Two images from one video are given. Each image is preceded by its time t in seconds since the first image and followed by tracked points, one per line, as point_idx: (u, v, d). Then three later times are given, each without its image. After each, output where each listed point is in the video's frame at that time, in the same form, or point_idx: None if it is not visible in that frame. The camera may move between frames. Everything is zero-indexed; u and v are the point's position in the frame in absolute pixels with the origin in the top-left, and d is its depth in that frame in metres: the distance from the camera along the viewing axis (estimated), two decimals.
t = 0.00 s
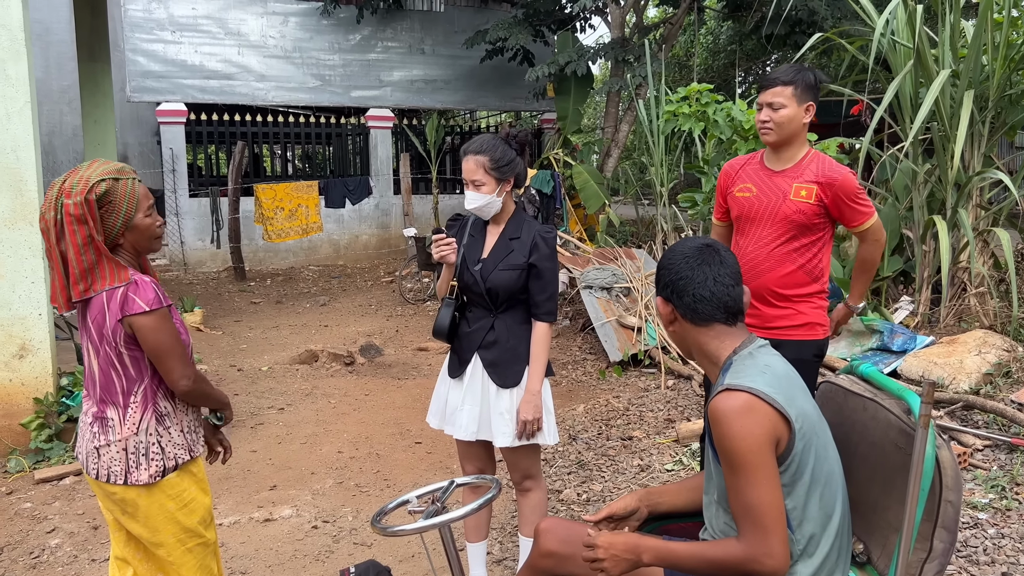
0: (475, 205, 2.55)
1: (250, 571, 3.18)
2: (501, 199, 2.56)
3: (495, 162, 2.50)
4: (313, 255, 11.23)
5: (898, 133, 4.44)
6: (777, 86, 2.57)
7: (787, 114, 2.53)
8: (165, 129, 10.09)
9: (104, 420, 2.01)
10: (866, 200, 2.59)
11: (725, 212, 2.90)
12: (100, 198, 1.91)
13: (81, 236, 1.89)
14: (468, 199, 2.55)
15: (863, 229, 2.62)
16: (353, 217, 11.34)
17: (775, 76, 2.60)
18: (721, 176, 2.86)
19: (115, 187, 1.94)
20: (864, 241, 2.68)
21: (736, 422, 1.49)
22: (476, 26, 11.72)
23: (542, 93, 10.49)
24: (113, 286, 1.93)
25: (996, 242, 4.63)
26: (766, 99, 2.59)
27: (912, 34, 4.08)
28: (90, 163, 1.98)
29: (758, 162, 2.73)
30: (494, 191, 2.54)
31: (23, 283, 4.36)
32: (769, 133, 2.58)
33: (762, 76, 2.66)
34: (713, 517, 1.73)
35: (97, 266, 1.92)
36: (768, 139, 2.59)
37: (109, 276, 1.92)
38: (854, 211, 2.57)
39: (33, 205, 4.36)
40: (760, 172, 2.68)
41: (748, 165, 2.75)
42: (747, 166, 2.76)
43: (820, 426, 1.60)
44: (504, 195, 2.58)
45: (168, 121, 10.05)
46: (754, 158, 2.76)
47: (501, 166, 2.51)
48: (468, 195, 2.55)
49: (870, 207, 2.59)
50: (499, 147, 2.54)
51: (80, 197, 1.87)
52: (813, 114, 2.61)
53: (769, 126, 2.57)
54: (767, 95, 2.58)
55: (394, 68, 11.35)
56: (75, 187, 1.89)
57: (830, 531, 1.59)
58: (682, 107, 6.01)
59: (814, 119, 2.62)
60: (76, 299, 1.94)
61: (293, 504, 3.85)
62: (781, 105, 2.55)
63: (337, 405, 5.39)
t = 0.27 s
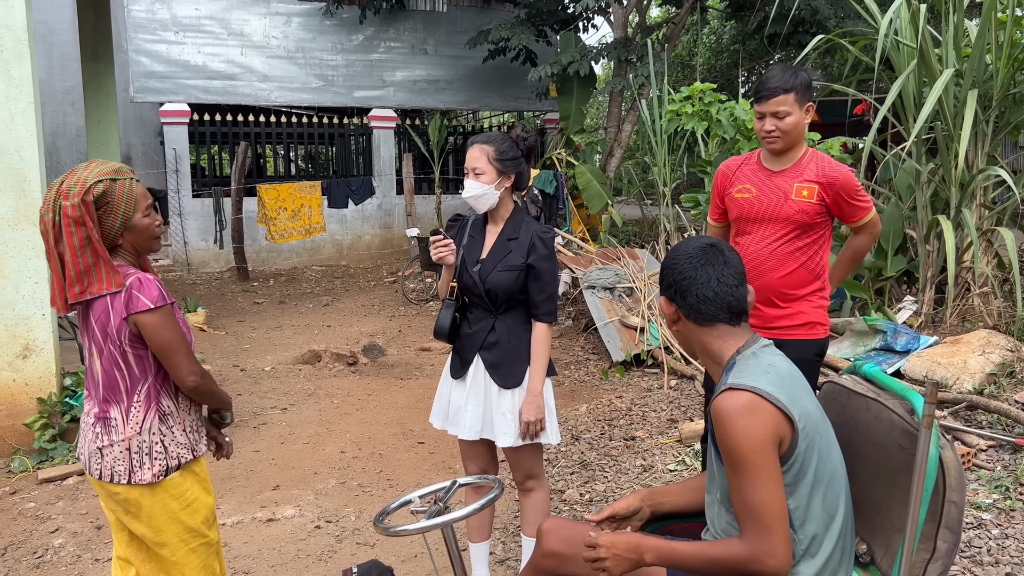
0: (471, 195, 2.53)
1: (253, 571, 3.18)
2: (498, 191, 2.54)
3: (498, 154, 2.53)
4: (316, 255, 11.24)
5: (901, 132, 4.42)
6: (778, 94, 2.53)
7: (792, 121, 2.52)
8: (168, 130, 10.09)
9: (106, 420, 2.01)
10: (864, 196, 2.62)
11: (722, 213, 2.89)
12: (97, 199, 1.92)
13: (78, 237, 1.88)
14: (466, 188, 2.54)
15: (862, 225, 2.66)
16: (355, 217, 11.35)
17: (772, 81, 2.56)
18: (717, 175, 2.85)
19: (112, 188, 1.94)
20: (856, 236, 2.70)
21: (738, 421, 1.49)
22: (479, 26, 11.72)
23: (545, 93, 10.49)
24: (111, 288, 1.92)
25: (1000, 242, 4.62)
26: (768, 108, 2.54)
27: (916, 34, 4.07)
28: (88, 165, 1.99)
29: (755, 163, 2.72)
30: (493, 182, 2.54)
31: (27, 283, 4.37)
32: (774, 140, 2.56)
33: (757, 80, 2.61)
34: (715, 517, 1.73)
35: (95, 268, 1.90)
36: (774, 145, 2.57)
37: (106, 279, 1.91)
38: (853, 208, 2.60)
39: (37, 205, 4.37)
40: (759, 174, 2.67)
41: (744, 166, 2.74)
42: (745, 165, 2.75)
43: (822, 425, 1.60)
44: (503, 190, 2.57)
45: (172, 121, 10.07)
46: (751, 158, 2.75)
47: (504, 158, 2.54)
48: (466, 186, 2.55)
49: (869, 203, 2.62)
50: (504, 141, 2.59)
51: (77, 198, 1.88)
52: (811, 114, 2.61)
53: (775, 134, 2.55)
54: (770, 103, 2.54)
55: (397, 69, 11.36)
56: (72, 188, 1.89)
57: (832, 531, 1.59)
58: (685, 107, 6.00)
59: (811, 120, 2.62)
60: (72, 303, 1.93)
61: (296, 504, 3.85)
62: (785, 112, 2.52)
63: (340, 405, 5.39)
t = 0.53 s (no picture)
0: (470, 197, 2.53)
1: (256, 570, 3.18)
2: (497, 193, 2.55)
3: (496, 155, 2.53)
4: (318, 254, 11.25)
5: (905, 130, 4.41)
6: (769, 101, 2.51)
7: (785, 127, 2.52)
8: (171, 129, 10.11)
9: (108, 421, 2.01)
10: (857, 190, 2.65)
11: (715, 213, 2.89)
12: (83, 202, 1.93)
13: (66, 240, 1.89)
14: (466, 190, 2.55)
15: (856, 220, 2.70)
16: (358, 217, 11.36)
17: (762, 87, 2.53)
18: (709, 176, 2.85)
19: (99, 189, 1.94)
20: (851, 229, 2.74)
21: (741, 421, 1.49)
22: (481, 25, 11.72)
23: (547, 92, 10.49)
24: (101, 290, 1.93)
25: (1003, 241, 4.61)
26: (760, 116, 2.53)
27: (919, 32, 4.06)
28: (84, 166, 2.00)
29: (748, 163, 2.73)
30: (491, 184, 2.53)
31: (30, 283, 4.38)
32: (768, 145, 2.57)
33: (746, 84, 2.59)
34: (717, 516, 1.72)
35: (84, 270, 1.91)
36: (767, 150, 2.58)
37: (95, 280, 1.92)
38: (848, 204, 2.63)
39: (40, 205, 4.38)
40: (753, 174, 2.67)
41: (737, 166, 2.74)
42: (738, 165, 2.76)
43: (826, 425, 1.59)
44: (502, 190, 2.57)
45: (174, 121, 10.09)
46: (744, 157, 2.76)
47: (502, 159, 2.53)
48: (464, 187, 2.55)
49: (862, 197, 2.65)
50: (501, 142, 2.58)
51: (64, 201, 1.89)
52: (801, 114, 2.63)
53: (768, 140, 2.55)
54: (761, 111, 2.52)
55: (399, 68, 11.36)
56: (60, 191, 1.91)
57: (835, 531, 1.58)
58: (688, 106, 5.99)
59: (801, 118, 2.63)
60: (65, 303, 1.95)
61: (299, 503, 3.86)
62: (778, 119, 2.51)
63: (342, 405, 5.39)
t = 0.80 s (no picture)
0: (474, 198, 2.53)
1: (259, 569, 3.19)
2: (500, 193, 2.55)
3: (497, 155, 2.52)
4: (321, 253, 11.25)
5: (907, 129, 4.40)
6: (754, 105, 2.51)
7: (771, 129, 2.55)
8: (174, 128, 10.14)
9: (107, 420, 2.02)
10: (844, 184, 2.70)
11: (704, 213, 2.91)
12: (87, 199, 1.94)
13: (71, 238, 1.91)
14: (467, 191, 2.54)
15: (844, 213, 2.75)
16: (360, 216, 11.35)
17: (746, 92, 2.52)
18: (696, 177, 2.87)
19: (104, 187, 1.95)
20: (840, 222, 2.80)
21: (745, 419, 1.48)
22: (483, 24, 11.71)
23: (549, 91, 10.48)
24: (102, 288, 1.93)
25: (1006, 239, 4.60)
26: (746, 121, 2.54)
27: (922, 31, 4.05)
28: (93, 163, 2.02)
29: (734, 162, 2.75)
30: (494, 184, 2.53)
31: (32, 282, 4.38)
32: (755, 148, 2.59)
33: (729, 87, 2.59)
34: (720, 515, 1.72)
35: (88, 268, 1.93)
36: (755, 152, 2.60)
37: (97, 277, 1.93)
38: (835, 198, 2.68)
39: (42, 204, 4.38)
40: (741, 173, 2.70)
41: (724, 166, 2.76)
42: (725, 165, 2.78)
43: (829, 424, 1.59)
44: (503, 190, 2.57)
45: (177, 120, 10.11)
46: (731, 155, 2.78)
47: (503, 159, 2.52)
48: (467, 189, 2.54)
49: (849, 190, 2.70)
50: (502, 142, 2.57)
51: (68, 198, 1.91)
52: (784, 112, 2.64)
53: (755, 143, 2.57)
54: (747, 115, 2.52)
55: (401, 67, 11.35)
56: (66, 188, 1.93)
57: (838, 530, 1.58)
58: (690, 105, 5.98)
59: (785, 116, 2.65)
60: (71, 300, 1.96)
61: (301, 502, 3.86)
62: (764, 122, 2.53)
63: (345, 404, 5.39)
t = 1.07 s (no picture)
0: (476, 199, 2.53)
1: (261, 568, 3.19)
2: (502, 194, 2.55)
3: (499, 155, 2.52)
4: (322, 252, 11.26)
5: (909, 127, 4.39)
6: (733, 107, 2.50)
7: (751, 129, 2.55)
8: (175, 128, 10.16)
9: (109, 419, 2.02)
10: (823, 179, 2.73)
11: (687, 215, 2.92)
12: (107, 190, 1.93)
13: (87, 229, 1.90)
14: (471, 192, 2.54)
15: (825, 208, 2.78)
16: (361, 215, 11.36)
17: (725, 92, 2.51)
18: (677, 178, 2.87)
19: (122, 179, 1.95)
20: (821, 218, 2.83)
21: (756, 418, 1.48)
22: (485, 23, 11.71)
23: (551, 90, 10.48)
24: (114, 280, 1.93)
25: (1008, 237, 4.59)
26: (726, 122, 2.54)
27: (924, 29, 4.04)
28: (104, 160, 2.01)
29: (715, 162, 2.75)
30: (496, 185, 2.53)
31: (34, 282, 4.38)
32: (736, 149, 2.59)
33: (706, 89, 2.58)
34: (723, 514, 1.72)
35: (101, 260, 1.92)
36: (735, 152, 2.60)
37: (111, 269, 1.93)
38: (816, 193, 2.70)
39: (44, 203, 4.39)
40: (723, 174, 2.70)
41: (705, 167, 2.76)
42: (705, 165, 2.78)
43: (837, 424, 1.59)
44: (505, 190, 2.57)
45: (178, 119, 10.12)
46: (710, 156, 2.78)
47: (505, 159, 2.52)
48: (469, 189, 2.55)
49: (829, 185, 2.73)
50: (502, 142, 2.57)
51: (87, 188, 1.90)
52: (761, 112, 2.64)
53: (736, 144, 2.57)
54: (727, 117, 2.52)
55: (403, 66, 11.35)
56: (83, 180, 1.92)
57: (844, 530, 1.58)
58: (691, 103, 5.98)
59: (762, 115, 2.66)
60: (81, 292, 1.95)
61: (303, 501, 3.87)
62: (743, 123, 2.53)
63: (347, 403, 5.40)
